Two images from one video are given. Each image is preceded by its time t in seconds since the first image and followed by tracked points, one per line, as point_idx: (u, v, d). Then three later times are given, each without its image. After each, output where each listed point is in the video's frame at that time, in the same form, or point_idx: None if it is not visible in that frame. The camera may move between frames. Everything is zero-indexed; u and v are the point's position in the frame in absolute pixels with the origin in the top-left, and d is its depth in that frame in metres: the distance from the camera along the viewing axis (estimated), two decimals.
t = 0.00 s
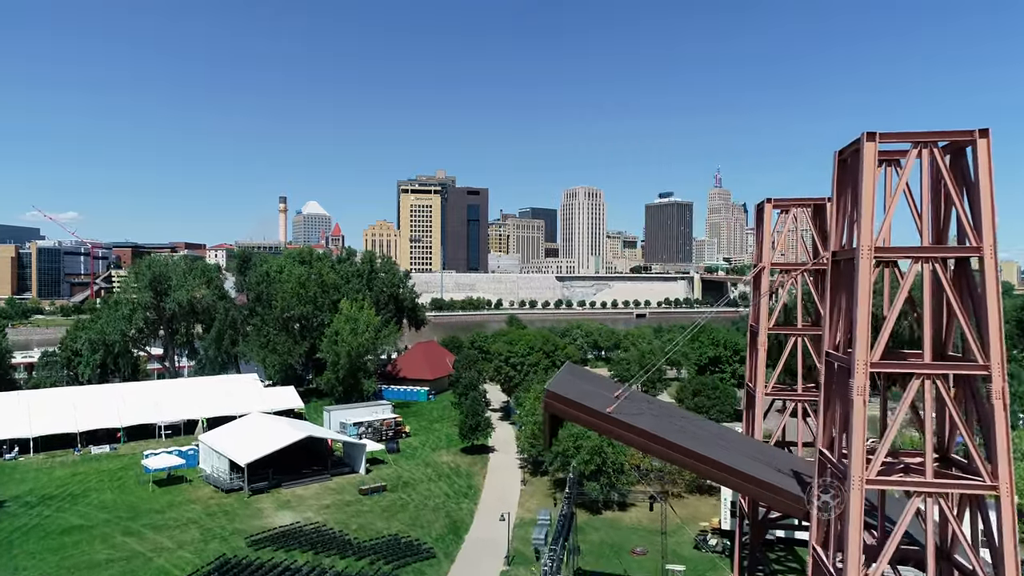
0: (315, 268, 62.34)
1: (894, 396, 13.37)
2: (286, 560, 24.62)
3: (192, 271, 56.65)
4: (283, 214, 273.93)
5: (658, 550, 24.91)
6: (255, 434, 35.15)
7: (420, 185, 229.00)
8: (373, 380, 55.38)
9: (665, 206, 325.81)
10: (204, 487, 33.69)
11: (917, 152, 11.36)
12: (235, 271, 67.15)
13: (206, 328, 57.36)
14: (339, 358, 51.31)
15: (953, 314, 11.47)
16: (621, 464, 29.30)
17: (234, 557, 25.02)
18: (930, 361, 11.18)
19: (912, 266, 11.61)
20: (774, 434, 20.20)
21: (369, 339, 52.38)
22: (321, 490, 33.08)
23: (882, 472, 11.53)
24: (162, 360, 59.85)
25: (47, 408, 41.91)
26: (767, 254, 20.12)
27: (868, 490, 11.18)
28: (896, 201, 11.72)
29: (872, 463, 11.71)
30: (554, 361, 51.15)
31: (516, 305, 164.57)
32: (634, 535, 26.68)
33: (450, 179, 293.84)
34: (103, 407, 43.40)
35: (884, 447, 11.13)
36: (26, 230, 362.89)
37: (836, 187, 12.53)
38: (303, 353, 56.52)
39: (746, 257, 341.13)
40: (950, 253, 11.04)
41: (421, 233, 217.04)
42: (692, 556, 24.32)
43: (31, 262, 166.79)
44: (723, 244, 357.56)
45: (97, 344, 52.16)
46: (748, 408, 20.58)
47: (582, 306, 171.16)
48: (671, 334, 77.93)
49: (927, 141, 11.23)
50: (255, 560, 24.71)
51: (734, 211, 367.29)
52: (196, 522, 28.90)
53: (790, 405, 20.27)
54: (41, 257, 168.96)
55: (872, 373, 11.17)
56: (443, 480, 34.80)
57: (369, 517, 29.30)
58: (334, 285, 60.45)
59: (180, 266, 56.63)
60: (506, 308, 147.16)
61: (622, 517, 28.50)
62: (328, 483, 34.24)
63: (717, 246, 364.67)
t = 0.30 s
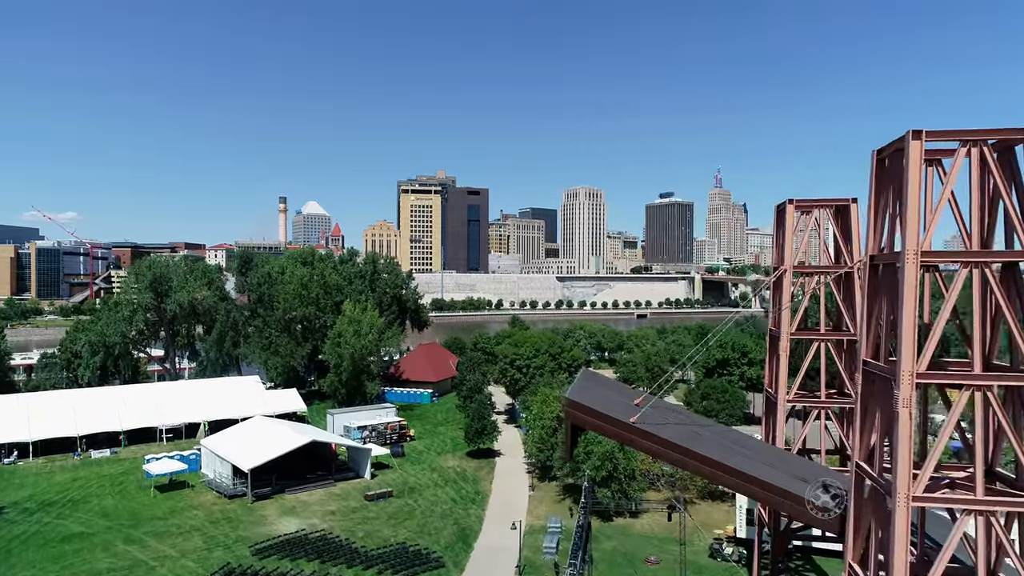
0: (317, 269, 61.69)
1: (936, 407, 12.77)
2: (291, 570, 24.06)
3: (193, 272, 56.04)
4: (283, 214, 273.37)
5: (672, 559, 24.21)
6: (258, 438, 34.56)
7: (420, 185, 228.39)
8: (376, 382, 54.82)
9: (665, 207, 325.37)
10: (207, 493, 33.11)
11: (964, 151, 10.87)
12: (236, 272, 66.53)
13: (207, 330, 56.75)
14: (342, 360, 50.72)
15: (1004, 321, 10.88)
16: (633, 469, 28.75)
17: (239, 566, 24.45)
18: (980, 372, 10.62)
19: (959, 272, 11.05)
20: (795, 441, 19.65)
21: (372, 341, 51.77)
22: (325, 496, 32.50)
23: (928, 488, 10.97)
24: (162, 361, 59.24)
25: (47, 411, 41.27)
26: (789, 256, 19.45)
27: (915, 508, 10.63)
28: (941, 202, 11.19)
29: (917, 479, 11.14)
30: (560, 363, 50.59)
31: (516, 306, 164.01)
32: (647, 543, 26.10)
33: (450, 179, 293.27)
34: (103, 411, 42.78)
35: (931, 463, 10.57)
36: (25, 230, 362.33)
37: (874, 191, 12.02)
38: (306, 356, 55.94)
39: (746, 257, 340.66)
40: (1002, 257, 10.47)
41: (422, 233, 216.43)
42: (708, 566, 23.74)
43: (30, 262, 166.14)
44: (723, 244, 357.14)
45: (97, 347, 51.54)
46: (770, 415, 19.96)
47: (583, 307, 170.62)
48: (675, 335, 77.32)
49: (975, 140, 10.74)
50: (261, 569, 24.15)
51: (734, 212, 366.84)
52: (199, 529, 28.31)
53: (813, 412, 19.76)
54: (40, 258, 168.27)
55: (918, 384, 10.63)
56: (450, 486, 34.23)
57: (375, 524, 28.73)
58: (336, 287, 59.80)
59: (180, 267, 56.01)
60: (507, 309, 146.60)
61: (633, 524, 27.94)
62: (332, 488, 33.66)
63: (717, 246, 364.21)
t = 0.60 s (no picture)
0: (319, 270, 61.01)
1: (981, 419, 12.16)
2: None
3: (193, 273, 55.39)
4: (282, 214, 272.93)
5: (688, 569, 23.48)
6: (261, 442, 33.93)
7: (420, 185, 227.76)
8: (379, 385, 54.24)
9: (666, 207, 324.84)
10: (209, 499, 32.48)
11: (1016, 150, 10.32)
12: (237, 273, 65.92)
13: (208, 332, 56.10)
14: (345, 362, 50.07)
15: None
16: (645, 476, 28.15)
17: None
18: None
19: (1012, 277, 10.45)
20: (819, 451, 19.01)
21: (376, 343, 51.11)
22: (329, 502, 31.87)
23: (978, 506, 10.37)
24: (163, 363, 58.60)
25: (46, 415, 40.64)
26: (813, 260, 18.81)
27: (964, 525, 10.05)
28: (992, 204, 10.62)
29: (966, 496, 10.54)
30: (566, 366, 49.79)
31: (517, 307, 163.59)
32: (660, 551, 25.49)
33: (450, 180, 292.69)
34: (103, 414, 42.13)
35: (983, 479, 9.98)
36: (25, 231, 362.31)
37: (917, 193, 11.47)
38: (308, 358, 55.32)
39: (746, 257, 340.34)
40: None
41: (422, 233, 215.85)
42: None
43: (29, 262, 165.46)
44: (723, 245, 356.66)
45: (96, 349, 50.88)
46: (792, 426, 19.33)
47: (584, 307, 170.12)
48: (678, 336, 76.69)
49: None
50: None
51: (734, 212, 366.52)
52: (202, 537, 27.68)
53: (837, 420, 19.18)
54: (39, 258, 167.61)
55: (970, 396, 10.03)
56: (456, 491, 33.64)
57: (381, 532, 28.10)
58: (339, 288, 59.06)
59: (181, 268, 55.38)
60: (507, 310, 146.09)
61: (646, 532, 27.33)
62: (337, 494, 33.01)
63: (717, 246, 363.78)
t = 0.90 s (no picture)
0: (320, 271, 60.34)
1: None
2: None
3: (194, 275, 54.79)
4: (281, 215, 272.42)
5: None
6: (264, 447, 33.29)
7: (421, 185, 227.15)
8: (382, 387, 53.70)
9: (666, 207, 324.46)
10: (211, 506, 31.90)
11: None
12: (238, 274, 65.32)
13: (209, 333, 55.48)
14: (347, 365, 49.47)
15: None
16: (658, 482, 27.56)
17: None
18: None
19: None
20: (844, 460, 18.42)
21: (378, 345, 50.51)
22: (334, 508, 31.29)
23: None
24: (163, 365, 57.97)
25: (45, 418, 40.04)
26: (837, 262, 18.17)
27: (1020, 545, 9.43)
28: None
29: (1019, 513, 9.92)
30: (571, 368, 48.95)
31: (517, 308, 163.02)
32: (674, 559, 24.89)
33: (450, 180, 292.31)
34: (103, 418, 41.52)
35: None
36: (24, 231, 361.67)
37: (963, 193, 10.95)
38: (309, 360, 54.72)
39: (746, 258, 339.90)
40: None
41: (421, 234, 215.27)
42: None
43: (28, 262, 164.84)
44: (723, 245, 356.32)
45: (96, 351, 50.25)
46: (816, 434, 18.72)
47: (584, 308, 169.63)
48: (681, 338, 76.26)
49: None
50: None
51: (734, 212, 366.23)
52: (204, 545, 27.09)
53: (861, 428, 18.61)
54: (38, 258, 166.97)
55: None
56: (462, 497, 33.08)
57: (387, 539, 27.55)
58: (341, 289, 58.47)
59: (181, 269, 54.77)
60: (508, 311, 145.47)
61: (658, 539, 26.74)
62: (341, 500, 32.45)
63: (717, 246, 363.35)
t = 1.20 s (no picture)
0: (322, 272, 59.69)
1: None
2: None
3: (195, 276, 54.16)
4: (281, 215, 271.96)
5: None
6: (267, 452, 32.66)
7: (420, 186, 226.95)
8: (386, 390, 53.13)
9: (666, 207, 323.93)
10: (213, 512, 31.28)
11: None
12: (240, 275, 64.67)
13: (210, 335, 54.85)
14: (350, 367, 48.82)
15: None
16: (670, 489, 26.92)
17: None
18: None
19: None
20: (870, 469, 17.80)
21: (381, 348, 49.86)
22: (339, 515, 30.69)
23: None
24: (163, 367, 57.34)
25: (44, 422, 39.39)
26: (863, 264, 17.60)
27: None
28: None
29: None
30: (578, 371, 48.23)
31: (518, 308, 162.51)
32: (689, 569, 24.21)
33: (450, 180, 291.80)
34: (103, 421, 40.86)
35: None
36: (23, 232, 361.03)
37: (1014, 194, 10.43)
38: (311, 362, 54.10)
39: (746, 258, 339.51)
40: None
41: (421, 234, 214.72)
42: None
43: (27, 262, 164.26)
44: (723, 245, 355.90)
45: (96, 353, 49.60)
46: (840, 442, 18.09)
47: (585, 308, 169.14)
48: (686, 339, 75.68)
49: None
50: None
51: (734, 212, 365.87)
52: (206, 554, 26.48)
53: (888, 436, 18.04)
54: (37, 258, 166.41)
55: None
56: (469, 503, 32.48)
57: (394, 548, 26.94)
58: (344, 290, 57.83)
59: (182, 271, 54.12)
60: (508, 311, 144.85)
61: (671, 549, 26.10)
62: (346, 507, 31.84)
63: (717, 246, 362.89)
